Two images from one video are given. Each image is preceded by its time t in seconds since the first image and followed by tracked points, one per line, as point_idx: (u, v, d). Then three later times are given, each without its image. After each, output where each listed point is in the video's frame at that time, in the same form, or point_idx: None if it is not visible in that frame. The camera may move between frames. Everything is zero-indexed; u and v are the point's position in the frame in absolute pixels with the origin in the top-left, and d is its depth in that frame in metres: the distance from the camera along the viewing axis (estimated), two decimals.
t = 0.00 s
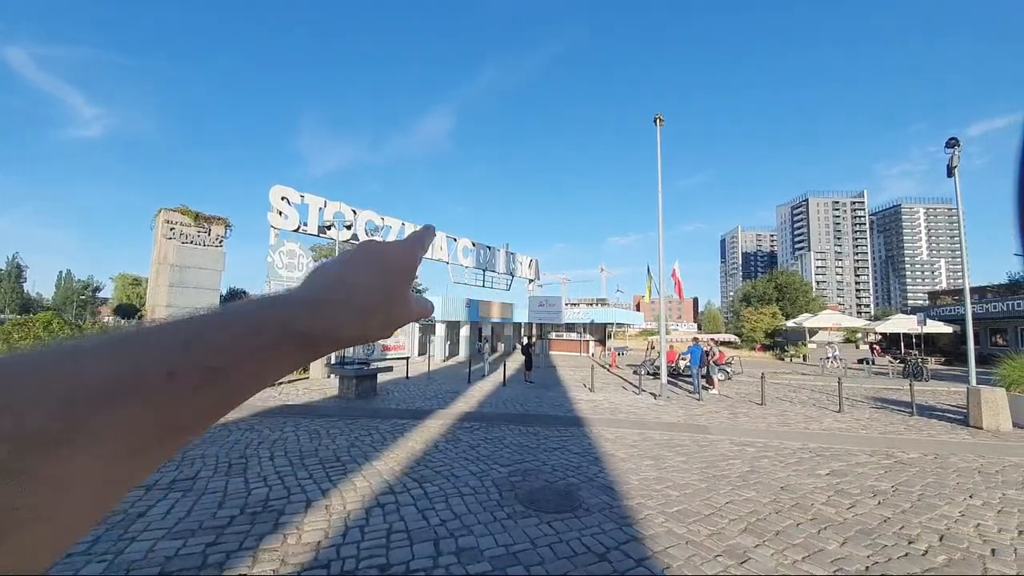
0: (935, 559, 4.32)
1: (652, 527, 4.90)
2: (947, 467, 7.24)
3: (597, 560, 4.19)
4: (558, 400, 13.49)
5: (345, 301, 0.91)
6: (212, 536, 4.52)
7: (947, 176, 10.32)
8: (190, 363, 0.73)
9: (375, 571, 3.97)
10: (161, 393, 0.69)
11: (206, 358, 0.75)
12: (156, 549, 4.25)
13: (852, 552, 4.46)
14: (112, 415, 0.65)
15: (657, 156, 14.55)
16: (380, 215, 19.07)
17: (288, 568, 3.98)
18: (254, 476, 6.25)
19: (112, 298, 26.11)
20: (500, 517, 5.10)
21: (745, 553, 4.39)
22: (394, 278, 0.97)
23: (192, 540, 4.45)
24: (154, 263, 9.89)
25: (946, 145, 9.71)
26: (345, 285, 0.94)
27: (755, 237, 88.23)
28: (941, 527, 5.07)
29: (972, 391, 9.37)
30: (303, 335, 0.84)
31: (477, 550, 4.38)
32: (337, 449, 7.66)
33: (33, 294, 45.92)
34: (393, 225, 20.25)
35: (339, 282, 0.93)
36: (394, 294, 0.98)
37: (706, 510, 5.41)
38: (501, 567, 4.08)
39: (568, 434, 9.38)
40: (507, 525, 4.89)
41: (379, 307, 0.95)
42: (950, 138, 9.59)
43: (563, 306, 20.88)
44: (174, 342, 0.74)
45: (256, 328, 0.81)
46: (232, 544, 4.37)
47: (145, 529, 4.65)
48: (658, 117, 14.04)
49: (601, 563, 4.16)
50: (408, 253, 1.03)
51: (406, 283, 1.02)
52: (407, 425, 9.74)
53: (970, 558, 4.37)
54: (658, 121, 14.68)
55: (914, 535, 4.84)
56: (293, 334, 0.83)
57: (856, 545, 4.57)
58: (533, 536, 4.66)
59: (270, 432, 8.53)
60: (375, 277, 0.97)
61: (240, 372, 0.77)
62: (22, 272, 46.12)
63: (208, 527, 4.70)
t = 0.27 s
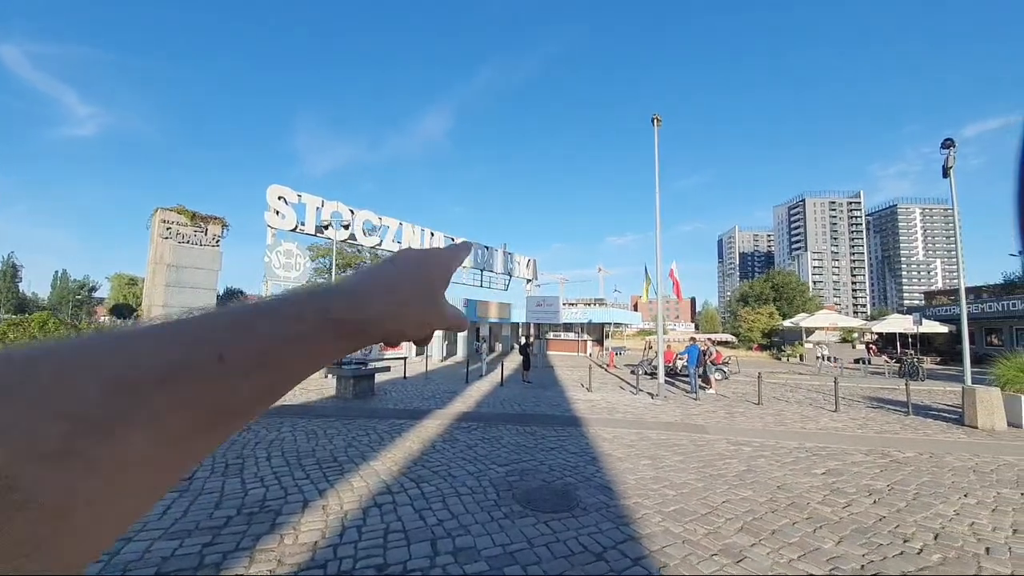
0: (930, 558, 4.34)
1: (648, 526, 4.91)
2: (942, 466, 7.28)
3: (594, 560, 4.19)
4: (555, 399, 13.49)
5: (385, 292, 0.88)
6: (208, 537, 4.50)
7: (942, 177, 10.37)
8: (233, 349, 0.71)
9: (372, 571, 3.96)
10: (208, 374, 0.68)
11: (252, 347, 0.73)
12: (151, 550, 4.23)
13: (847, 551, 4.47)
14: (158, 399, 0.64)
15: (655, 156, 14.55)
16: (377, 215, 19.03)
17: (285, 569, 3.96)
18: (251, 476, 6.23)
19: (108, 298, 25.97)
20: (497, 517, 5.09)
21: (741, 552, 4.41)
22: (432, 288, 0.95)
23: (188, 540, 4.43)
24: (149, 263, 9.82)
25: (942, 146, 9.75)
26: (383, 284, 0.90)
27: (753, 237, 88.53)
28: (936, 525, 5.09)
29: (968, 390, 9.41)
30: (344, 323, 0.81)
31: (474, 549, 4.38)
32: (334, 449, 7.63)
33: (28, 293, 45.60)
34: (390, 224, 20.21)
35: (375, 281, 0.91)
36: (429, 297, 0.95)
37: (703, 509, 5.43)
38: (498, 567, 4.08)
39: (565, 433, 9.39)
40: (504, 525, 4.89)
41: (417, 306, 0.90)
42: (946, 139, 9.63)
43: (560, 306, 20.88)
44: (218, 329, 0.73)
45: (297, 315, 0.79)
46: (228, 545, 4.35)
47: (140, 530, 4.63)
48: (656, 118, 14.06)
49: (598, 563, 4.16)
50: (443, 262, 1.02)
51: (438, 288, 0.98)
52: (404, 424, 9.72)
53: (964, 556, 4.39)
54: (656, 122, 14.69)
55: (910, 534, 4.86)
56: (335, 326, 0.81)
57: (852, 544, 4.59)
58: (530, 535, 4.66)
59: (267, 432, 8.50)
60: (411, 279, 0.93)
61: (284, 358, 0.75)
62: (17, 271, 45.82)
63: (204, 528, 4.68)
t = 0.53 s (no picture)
0: (921, 555, 4.38)
1: (642, 525, 4.93)
2: (934, 465, 7.33)
3: (588, 558, 4.20)
4: (551, 399, 13.52)
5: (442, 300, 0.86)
6: (202, 537, 4.48)
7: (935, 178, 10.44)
8: (297, 352, 0.69)
9: (366, 571, 3.96)
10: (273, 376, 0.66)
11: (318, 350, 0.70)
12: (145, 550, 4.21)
13: (839, 549, 4.50)
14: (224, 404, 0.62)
15: (651, 156, 14.58)
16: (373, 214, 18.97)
17: (279, 568, 3.96)
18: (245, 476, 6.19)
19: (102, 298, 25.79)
20: (492, 516, 5.10)
21: (734, 550, 4.43)
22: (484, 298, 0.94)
23: (182, 540, 4.42)
24: (143, 263, 9.78)
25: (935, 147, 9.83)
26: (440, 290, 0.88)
27: (748, 238, 88.30)
28: (927, 523, 5.13)
29: (959, 390, 9.48)
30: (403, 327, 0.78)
31: (469, 549, 4.38)
32: (329, 449, 7.61)
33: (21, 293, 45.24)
34: (386, 224, 20.17)
35: (429, 286, 0.88)
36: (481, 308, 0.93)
37: (697, 507, 5.45)
38: (493, 566, 4.08)
39: (560, 433, 9.40)
40: (499, 524, 4.89)
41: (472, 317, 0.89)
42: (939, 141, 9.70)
43: (556, 306, 20.89)
44: (282, 331, 0.70)
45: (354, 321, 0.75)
46: (222, 545, 4.33)
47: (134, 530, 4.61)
48: (652, 118, 14.08)
49: (593, 561, 4.17)
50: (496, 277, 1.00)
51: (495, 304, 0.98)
52: (400, 424, 9.71)
53: (955, 554, 4.43)
54: (651, 122, 14.75)
55: (901, 532, 4.90)
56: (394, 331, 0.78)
57: (843, 542, 4.62)
58: (525, 534, 4.67)
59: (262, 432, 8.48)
60: (465, 292, 0.91)
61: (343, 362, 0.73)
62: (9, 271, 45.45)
63: (198, 528, 4.67)
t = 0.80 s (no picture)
0: (915, 554, 4.41)
1: (639, 524, 4.95)
2: (929, 464, 7.38)
3: (585, 558, 4.22)
4: (548, 399, 13.53)
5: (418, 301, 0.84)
6: (197, 537, 4.47)
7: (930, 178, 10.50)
8: (251, 354, 0.67)
9: (363, 571, 3.96)
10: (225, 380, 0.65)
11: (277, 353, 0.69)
12: (140, 551, 4.20)
13: (834, 548, 4.53)
14: (171, 410, 0.62)
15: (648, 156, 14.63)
16: (371, 214, 18.95)
17: (275, 569, 3.95)
18: (241, 477, 6.17)
19: (98, 297, 25.71)
20: (489, 516, 5.10)
21: (730, 549, 4.45)
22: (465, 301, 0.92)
23: (178, 541, 4.40)
24: (139, 262, 9.74)
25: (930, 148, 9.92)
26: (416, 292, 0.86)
27: (745, 238, 88.24)
28: (922, 522, 5.17)
29: (954, 389, 9.55)
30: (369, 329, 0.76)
31: (466, 548, 4.39)
32: (325, 449, 7.60)
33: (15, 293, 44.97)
34: (384, 223, 20.15)
35: (406, 285, 0.87)
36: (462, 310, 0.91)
37: (693, 506, 5.47)
38: (489, 566, 4.09)
39: (558, 432, 9.42)
40: (495, 524, 4.90)
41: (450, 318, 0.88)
42: (934, 142, 9.81)
43: (553, 306, 20.91)
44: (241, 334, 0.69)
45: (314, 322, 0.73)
46: (218, 546, 4.33)
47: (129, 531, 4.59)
48: (650, 118, 14.10)
49: (589, 560, 4.19)
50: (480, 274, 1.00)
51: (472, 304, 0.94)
52: (396, 424, 9.70)
53: (949, 553, 4.46)
54: (649, 122, 14.79)
55: (895, 531, 4.94)
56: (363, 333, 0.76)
57: (839, 541, 4.65)
58: (522, 534, 4.68)
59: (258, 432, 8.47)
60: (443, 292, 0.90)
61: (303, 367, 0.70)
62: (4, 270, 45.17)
63: (194, 528, 4.66)
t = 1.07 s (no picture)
0: (912, 553, 4.44)
1: (637, 523, 4.96)
2: (925, 463, 7.42)
3: (583, 557, 4.23)
4: (547, 399, 13.53)
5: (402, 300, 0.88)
6: (194, 538, 4.47)
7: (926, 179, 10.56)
8: (240, 356, 0.69)
9: (361, 571, 3.96)
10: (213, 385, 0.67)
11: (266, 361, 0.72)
12: (137, 551, 4.19)
13: (831, 546, 4.56)
14: (156, 411, 0.64)
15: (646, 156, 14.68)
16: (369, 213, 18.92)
17: (273, 569, 3.95)
18: (238, 477, 6.15)
19: (94, 297, 25.59)
20: (487, 516, 5.11)
21: (727, 548, 4.47)
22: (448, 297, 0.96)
23: (175, 541, 4.40)
24: (135, 261, 9.71)
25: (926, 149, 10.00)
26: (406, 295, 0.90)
27: (742, 238, 88.22)
28: (918, 521, 5.20)
29: (949, 389, 9.60)
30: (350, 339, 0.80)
31: (464, 548, 4.39)
32: (323, 449, 7.58)
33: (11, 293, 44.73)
34: (381, 223, 20.13)
35: (393, 285, 0.90)
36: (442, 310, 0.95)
37: (691, 505, 5.49)
38: (487, 565, 4.10)
39: (556, 432, 9.44)
40: (493, 524, 4.91)
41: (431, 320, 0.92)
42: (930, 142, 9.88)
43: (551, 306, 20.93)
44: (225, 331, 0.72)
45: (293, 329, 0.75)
46: (215, 546, 4.32)
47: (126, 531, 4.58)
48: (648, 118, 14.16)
49: (587, 560, 4.20)
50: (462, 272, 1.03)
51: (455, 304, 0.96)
52: (394, 424, 9.69)
53: (945, 551, 4.50)
54: (646, 122, 14.83)
55: (892, 530, 4.96)
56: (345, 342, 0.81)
57: (835, 540, 4.68)
58: (519, 534, 4.69)
59: (256, 432, 8.45)
60: (428, 290, 0.92)
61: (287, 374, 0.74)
62: None
63: (191, 528, 4.66)
